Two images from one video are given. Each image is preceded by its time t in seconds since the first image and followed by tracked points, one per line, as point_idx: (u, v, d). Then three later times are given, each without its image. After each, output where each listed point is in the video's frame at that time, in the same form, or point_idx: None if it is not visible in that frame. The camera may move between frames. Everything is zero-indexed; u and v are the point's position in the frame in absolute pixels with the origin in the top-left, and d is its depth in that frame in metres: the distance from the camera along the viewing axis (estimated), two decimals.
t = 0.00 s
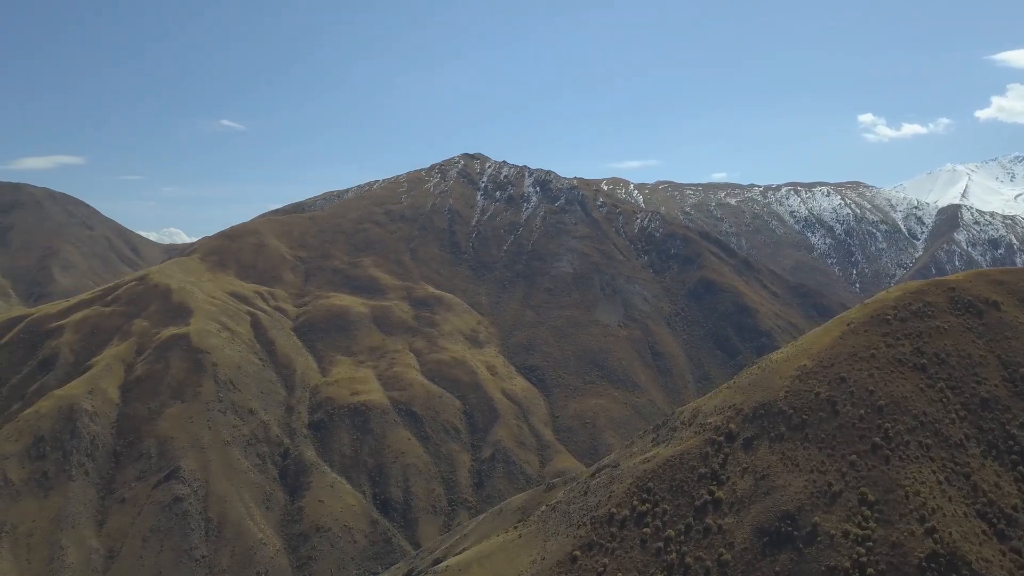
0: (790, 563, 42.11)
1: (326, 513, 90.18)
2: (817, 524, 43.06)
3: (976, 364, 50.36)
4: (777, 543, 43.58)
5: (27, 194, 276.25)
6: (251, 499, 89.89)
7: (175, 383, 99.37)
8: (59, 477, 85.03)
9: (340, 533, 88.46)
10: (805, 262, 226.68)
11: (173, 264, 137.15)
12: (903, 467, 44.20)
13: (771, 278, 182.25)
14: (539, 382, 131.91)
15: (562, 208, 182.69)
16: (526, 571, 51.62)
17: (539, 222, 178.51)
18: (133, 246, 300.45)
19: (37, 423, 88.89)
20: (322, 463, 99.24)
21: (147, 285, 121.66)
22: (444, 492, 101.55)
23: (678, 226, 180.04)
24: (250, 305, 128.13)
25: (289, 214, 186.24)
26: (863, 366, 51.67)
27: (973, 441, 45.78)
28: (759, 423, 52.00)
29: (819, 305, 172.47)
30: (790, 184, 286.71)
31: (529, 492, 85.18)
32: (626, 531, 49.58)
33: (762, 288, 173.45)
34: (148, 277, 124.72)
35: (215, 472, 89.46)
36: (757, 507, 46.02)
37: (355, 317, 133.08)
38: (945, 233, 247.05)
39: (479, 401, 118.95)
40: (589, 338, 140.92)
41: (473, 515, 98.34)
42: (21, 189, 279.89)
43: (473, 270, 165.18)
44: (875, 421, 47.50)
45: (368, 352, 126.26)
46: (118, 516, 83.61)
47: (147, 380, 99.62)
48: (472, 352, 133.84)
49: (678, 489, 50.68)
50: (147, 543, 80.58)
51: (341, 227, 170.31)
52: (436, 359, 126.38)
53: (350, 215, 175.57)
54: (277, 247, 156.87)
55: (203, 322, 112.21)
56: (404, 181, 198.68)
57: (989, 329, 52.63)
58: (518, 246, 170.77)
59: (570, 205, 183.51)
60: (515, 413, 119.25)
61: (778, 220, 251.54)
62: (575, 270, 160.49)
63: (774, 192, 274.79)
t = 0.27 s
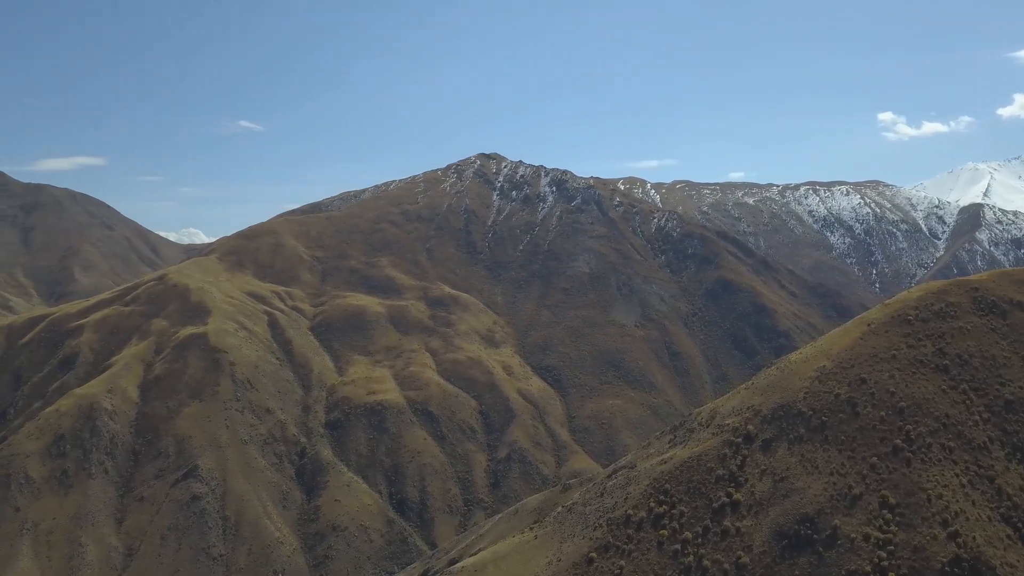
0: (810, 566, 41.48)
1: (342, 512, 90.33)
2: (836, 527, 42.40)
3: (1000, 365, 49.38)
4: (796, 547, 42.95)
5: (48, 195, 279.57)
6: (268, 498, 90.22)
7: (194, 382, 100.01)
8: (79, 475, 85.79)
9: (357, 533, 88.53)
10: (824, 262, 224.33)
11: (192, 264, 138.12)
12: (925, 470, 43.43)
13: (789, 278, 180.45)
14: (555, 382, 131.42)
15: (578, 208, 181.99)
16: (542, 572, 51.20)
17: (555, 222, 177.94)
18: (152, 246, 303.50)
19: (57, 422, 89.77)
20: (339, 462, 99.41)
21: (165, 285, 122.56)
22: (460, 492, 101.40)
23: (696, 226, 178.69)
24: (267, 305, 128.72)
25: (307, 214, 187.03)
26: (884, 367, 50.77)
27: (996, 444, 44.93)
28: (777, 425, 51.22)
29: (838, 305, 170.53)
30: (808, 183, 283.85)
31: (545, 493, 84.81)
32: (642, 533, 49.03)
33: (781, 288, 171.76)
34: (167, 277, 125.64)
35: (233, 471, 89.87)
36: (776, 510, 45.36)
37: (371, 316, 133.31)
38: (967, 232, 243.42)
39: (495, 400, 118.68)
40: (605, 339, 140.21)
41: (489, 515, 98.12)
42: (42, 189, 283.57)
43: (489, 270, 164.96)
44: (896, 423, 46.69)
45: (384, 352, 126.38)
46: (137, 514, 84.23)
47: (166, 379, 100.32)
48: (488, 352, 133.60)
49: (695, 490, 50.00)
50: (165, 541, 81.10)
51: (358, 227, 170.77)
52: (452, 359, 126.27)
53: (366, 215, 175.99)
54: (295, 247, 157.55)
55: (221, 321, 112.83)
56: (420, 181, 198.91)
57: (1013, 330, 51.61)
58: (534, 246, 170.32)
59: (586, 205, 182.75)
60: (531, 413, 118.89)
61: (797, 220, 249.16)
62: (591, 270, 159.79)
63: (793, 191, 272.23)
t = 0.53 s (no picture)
0: (829, 570, 40.83)
1: (359, 512, 90.45)
2: (857, 531, 41.72)
3: None
4: (816, 550, 42.30)
5: (69, 196, 282.81)
6: (285, 497, 90.57)
7: (211, 381, 100.65)
8: (99, 473, 86.55)
9: (373, 532, 88.60)
10: (843, 262, 221.89)
11: (210, 264, 139.07)
12: (947, 473, 42.59)
13: (809, 278, 178.52)
14: (572, 382, 130.87)
15: (595, 207, 181.18)
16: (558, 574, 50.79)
17: (571, 222, 177.29)
18: (171, 246, 306.37)
19: (77, 420, 90.65)
20: (355, 462, 99.60)
21: (184, 285, 123.43)
22: (476, 492, 101.20)
23: (713, 225, 177.25)
24: (284, 305, 129.31)
25: (324, 215, 187.82)
26: (906, 368, 49.87)
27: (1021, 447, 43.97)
28: (796, 426, 50.45)
29: (858, 305, 168.48)
30: (827, 182, 280.90)
31: (562, 494, 84.38)
32: (659, 535, 48.49)
33: (799, 288, 170.00)
34: (185, 277, 126.54)
35: (250, 470, 90.30)
36: (795, 512, 44.68)
37: (388, 316, 133.51)
38: (990, 232, 239.67)
39: (511, 400, 118.37)
40: (622, 339, 139.44)
41: (505, 515, 97.84)
42: (63, 190, 287.12)
43: (505, 270, 164.70)
44: (917, 425, 45.83)
45: (401, 352, 126.48)
46: (155, 513, 84.87)
47: (184, 378, 101.05)
48: (504, 352, 133.31)
49: (713, 492, 49.36)
50: (184, 539, 81.64)
51: (375, 227, 171.17)
52: (468, 359, 126.14)
53: (382, 216, 176.37)
54: (312, 247, 158.18)
55: (238, 321, 113.44)
56: (436, 181, 199.04)
57: None
58: (550, 246, 169.80)
59: (602, 205, 181.89)
60: (547, 413, 118.46)
61: (815, 219, 246.71)
62: (608, 270, 159.04)
63: (811, 190, 269.57)
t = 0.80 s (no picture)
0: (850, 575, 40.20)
1: (375, 511, 90.51)
2: (878, 535, 41.06)
3: None
4: (836, 554, 41.66)
5: (90, 196, 285.86)
6: (302, 496, 90.85)
7: (229, 380, 101.27)
8: (118, 471, 87.31)
9: (389, 532, 88.66)
10: (863, 261, 219.38)
11: (228, 264, 139.97)
12: (971, 476, 41.80)
13: (828, 278, 176.53)
14: (588, 383, 130.29)
15: (611, 207, 180.31)
16: None
17: (587, 221, 176.59)
18: (190, 246, 309.04)
19: (97, 419, 91.52)
20: (371, 461, 99.70)
21: (202, 285, 124.29)
22: (492, 492, 100.98)
23: (731, 225, 175.77)
24: (302, 305, 129.85)
25: (340, 215, 188.50)
26: (928, 370, 48.94)
27: None
28: (816, 428, 49.67)
29: (878, 305, 166.44)
30: (846, 181, 278.01)
31: (578, 495, 83.91)
32: (677, 537, 47.94)
33: (818, 288, 168.21)
34: (204, 277, 127.42)
35: (267, 469, 90.72)
36: (815, 515, 44.02)
37: (404, 316, 133.65)
38: (1012, 231, 235.89)
39: (527, 400, 118.04)
40: (639, 339, 138.62)
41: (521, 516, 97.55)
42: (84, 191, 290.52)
43: (521, 270, 164.36)
44: (940, 428, 44.99)
45: (417, 352, 126.54)
46: (174, 511, 85.49)
47: (202, 377, 101.73)
48: (521, 352, 132.98)
49: (731, 494, 48.72)
50: (201, 537, 82.14)
51: (391, 227, 171.49)
52: (484, 358, 125.95)
53: (399, 216, 176.69)
54: (329, 247, 158.75)
55: (256, 321, 114.03)
56: (452, 181, 199.12)
57: None
58: (566, 246, 169.25)
59: (619, 204, 180.96)
60: (563, 414, 118.02)
61: (834, 219, 244.20)
62: (625, 270, 158.25)
63: (830, 189, 266.91)
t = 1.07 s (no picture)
0: None
1: (391, 511, 90.57)
2: (899, 538, 40.30)
3: None
4: (856, 557, 40.93)
5: (110, 197, 289.03)
6: (318, 495, 91.11)
7: (247, 380, 101.87)
8: (137, 470, 88.00)
9: (405, 532, 88.67)
10: (883, 261, 216.81)
11: (246, 264, 140.88)
12: (995, 479, 40.89)
13: (847, 278, 174.55)
14: (604, 383, 129.66)
15: (628, 207, 179.36)
16: None
17: (604, 221, 175.83)
18: (208, 247, 311.79)
19: (116, 418, 92.36)
20: (388, 461, 99.82)
21: (220, 285, 125.14)
22: (508, 493, 100.75)
23: (749, 224, 174.24)
24: (319, 305, 130.35)
25: (357, 215, 189.17)
26: (950, 371, 48.04)
27: None
28: (835, 430, 48.93)
29: (898, 306, 164.27)
30: (866, 180, 274.94)
31: (594, 496, 83.44)
32: (694, 540, 47.39)
33: (837, 289, 166.34)
34: (222, 277, 128.28)
35: (284, 468, 91.09)
36: (835, 518, 43.30)
37: (420, 315, 133.74)
38: None
39: (543, 401, 117.64)
40: (655, 340, 137.78)
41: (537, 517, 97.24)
42: (105, 191, 293.97)
43: (537, 270, 163.99)
44: (963, 430, 44.11)
45: (433, 352, 126.58)
46: (191, 509, 86.03)
47: (220, 377, 102.46)
48: (537, 353, 132.64)
49: (749, 496, 48.05)
50: (219, 536, 82.60)
51: (407, 227, 171.80)
52: (500, 358, 125.73)
53: (415, 216, 176.97)
54: (345, 247, 159.31)
55: (273, 320, 114.54)
56: (469, 181, 199.12)
57: None
58: (582, 246, 168.63)
59: (636, 204, 179.99)
60: (580, 414, 117.56)
61: (853, 218, 241.62)
62: (641, 270, 157.38)
63: (849, 188, 264.11)
